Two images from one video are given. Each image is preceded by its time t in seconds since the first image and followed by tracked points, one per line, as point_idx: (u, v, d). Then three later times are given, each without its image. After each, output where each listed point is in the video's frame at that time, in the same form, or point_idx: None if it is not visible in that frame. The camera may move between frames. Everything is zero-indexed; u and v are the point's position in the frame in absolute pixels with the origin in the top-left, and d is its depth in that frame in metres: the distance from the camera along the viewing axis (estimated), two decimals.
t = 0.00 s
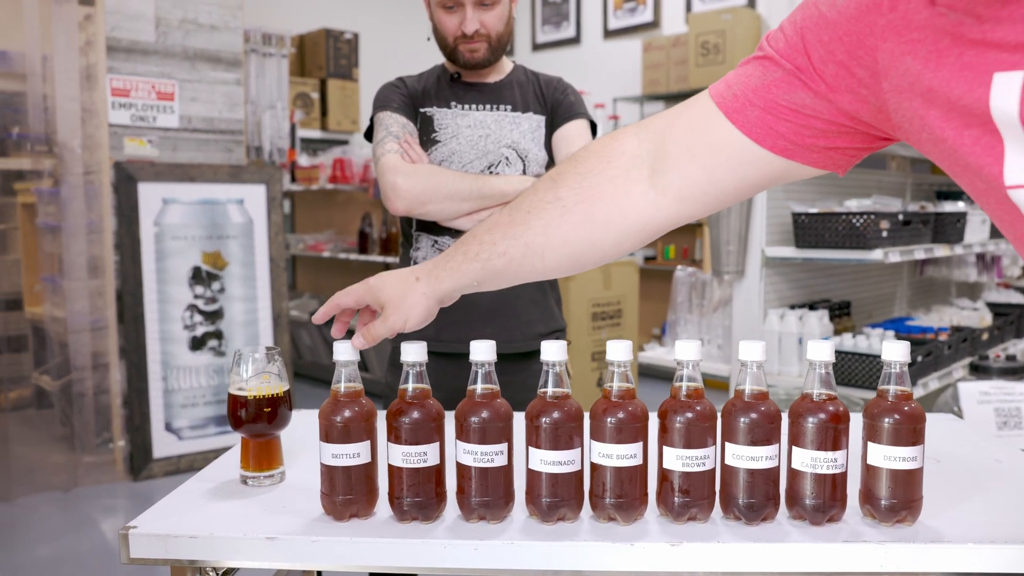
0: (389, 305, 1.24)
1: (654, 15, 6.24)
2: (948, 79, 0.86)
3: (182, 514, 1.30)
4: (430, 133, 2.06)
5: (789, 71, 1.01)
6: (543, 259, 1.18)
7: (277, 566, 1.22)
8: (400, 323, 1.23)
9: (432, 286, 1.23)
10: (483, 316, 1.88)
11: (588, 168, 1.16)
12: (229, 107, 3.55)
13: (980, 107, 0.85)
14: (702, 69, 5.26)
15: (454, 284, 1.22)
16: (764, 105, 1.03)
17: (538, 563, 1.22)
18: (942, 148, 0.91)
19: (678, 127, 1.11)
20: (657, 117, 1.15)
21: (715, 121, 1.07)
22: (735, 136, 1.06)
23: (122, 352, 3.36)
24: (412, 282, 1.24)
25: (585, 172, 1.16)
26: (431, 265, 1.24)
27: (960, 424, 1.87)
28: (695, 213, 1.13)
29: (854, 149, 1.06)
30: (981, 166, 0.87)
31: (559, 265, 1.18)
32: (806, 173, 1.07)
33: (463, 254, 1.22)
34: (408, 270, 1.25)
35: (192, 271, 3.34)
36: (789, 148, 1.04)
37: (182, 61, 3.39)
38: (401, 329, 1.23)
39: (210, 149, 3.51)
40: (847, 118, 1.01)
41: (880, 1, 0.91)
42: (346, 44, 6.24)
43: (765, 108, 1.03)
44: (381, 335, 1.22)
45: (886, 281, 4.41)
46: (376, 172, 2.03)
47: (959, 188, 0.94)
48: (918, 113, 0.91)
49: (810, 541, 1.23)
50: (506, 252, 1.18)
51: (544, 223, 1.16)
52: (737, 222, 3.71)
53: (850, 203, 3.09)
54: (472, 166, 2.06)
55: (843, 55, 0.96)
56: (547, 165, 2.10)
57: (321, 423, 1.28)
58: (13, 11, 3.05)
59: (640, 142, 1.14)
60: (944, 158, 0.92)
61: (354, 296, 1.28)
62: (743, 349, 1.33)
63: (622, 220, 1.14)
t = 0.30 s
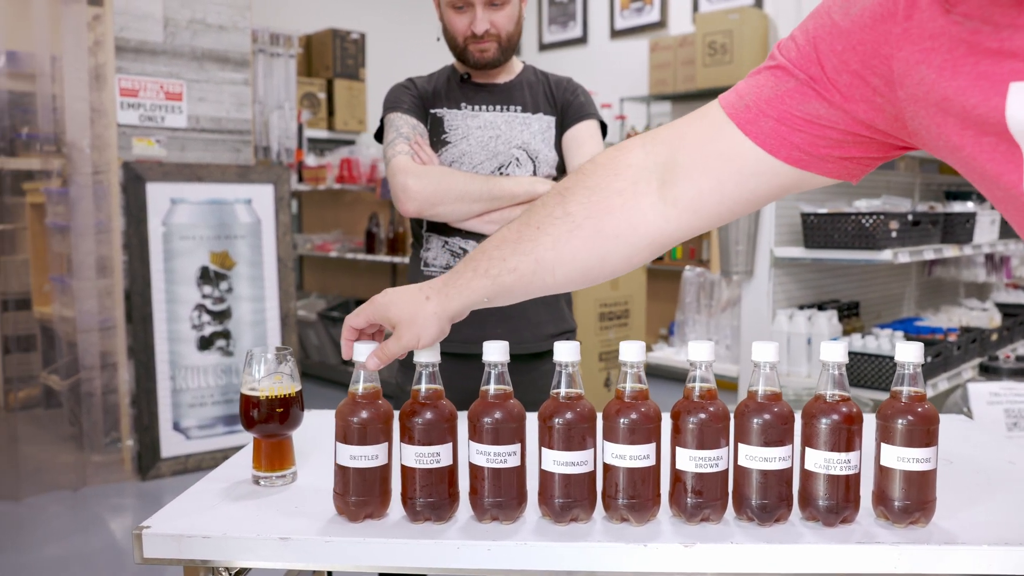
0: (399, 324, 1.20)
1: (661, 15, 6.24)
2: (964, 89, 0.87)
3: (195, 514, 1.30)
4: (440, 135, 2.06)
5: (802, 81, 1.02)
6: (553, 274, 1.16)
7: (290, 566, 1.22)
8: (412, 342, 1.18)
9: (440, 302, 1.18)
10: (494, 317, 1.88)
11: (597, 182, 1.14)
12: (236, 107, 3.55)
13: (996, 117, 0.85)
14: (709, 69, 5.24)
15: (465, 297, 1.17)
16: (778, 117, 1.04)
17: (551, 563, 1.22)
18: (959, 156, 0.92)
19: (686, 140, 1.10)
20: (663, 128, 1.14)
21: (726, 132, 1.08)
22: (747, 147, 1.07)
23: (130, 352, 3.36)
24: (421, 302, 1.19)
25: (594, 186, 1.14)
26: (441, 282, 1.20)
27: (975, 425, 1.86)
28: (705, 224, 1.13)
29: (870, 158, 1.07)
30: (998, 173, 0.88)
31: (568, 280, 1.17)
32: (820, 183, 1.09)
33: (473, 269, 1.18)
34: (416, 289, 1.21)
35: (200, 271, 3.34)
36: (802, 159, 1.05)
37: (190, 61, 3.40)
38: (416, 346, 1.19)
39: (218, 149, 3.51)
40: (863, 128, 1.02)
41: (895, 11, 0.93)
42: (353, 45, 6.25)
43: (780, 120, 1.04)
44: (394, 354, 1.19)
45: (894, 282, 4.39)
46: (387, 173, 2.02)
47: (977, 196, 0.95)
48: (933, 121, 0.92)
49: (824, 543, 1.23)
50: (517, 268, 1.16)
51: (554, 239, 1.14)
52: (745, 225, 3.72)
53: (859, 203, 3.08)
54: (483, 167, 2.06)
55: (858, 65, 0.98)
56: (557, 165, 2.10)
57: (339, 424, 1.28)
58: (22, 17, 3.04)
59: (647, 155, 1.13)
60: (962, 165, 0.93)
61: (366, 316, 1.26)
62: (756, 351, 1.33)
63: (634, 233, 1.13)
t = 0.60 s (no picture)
0: (419, 267, 1.28)
1: (667, 14, 6.23)
2: (985, 77, 0.86)
3: (208, 514, 1.31)
4: (449, 136, 2.06)
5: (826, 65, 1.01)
6: (586, 238, 1.18)
7: (302, 567, 1.22)
8: (423, 287, 1.27)
9: (462, 258, 1.25)
10: (504, 319, 1.88)
11: (639, 152, 1.15)
12: (244, 108, 3.53)
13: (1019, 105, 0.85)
14: (716, 69, 5.24)
15: (482, 260, 1.24)
16: (806, 99, 1.04)
17: (562, 566, 1.22)
18: (977, 145, 0.91)
19: (729, 117, 1.11)
20: (709, 104, 1.14)
21: (760, 112, 1.08)
22: (776, 129, 1.07)
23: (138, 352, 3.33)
24: (445, 249, 1.26)
25: (636, 155, 1.15)
26: (467, 235, 1.25)
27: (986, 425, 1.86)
28: (743, 202, 1.13)
29: (895, 144, 1.06)
30: (1015, 164, 0.88)
31: (601, 246, 1.19)
32: (847, 169, 1.08)
33: (504, 224, 1.22)
34: (444, 236, 1.27)
35: (208, 272, 3.34)
36: (830, 143, 1.05)
37: (198, 62, 3.36)
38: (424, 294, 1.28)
39: (225, 150, 3.49)
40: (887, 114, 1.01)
41: None
42: (359, 45, 6.25)
43: (807, 102, 1.04)
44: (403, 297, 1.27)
45: (902, 282, 4.39)
46: (397, 175, 2.01)
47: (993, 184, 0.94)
48: (953, 109, 0.91)
49: (834, 544, 1.23)
50: (551, 229, 1.18)
51: (591, 204, 1.16)
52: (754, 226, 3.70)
53: (867, 205, 3.08)
54: (492, 169, 2.05)
55: (880, 49, 0.96)
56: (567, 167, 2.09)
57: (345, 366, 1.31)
58: (31, 13, 3.11)
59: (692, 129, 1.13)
60: (980, 153, 0.92)
61: (389, 250, 1.32)
62: (766, 352, 1.33)
63: (671, 206, 1.14)
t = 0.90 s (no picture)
0: (423, 138, 1.26)
1: (673, 14, 6.23)
2: (996, 58, 0.87)
3: (212, 514, 1.31)
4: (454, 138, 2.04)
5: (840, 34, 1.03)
6: (600, 160, 1.23)
7: (307, 567, 1.23)
8: (421, 159, 1.25)
9: (469, 141, 1.25)
10: (508, 320, 1.88)
11: (667, 93, 1.21)
12: (250, 109, 3.57)
13: None
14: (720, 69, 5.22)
15: (488, 153, 1.25)
16: (818, 67, 1.06)
17: (565, 568, 1.22)
18: (982, 128, 0.91)
19: (751, 78, 1.14)
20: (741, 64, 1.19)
21: (776, 79, 1.11)
22: (790, 97, 1.10)
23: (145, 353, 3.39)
24: (455, 129, 1.26)
25: (664, 95, 1.21)
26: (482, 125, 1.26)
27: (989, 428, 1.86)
28: (749, 162, 1.19)
29: (905, 118, 1.07)
30: (1017, 148, 0.87)
31: (610, 171, 1.25)
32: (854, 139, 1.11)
33: (521, 125, 1.26)
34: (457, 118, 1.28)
35: (214, 272, 3.35)
36: (838, 113, 1.07)
37: (204, 63, 3.41)
38: (419, 166, 1.25)
39: (231, 150, 3.53)
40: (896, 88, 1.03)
41: None
42: (365, 45, 6.27)
43: (819, 71, 1.06)
44: (396, 165, 1.24)
45: (908, 283, 4.37)
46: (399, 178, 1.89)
47: (997, 170, 0.94)
48: (960, 89, 0.91)
49: (836, 547, 1.23)
50: (570, 145, 1.23)
51: (612, 129, 1.22)
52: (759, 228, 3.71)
53: (872, 206, 3.07)
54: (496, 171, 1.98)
55: (893, 23, 0.97)
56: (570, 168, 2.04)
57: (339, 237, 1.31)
58: (39, 17, 3.05)
59: (719, 85, 1.18)
60: (984, 137, 0.92)
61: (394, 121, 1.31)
62: (770, 355, 1.32)
63: (685, 150, 1.20)
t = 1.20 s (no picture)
0: (434, 81, 1.22)
1: (678, 15, 6.21)
2: (997, 67, 0.84)
3: (214, 523, 1.33)
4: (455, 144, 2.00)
5: (843, 38, 1.01)
6: (605, 139, 1.22)
7: None
8: (430, 100, 1.21)
9: (478, 93, 1.22)
10: (509, 326, 1.88)
11: (679, 82, 1.22)
12: (255, 112, 3.56)
13: None
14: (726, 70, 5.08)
15: (495, 110, 1.23)
16: (821, 68, 1.05)
17: None
18: (981, 137, 0.88)
19: (756, 79, 1.14)
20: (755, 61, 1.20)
21: (781, 78, 1.11)
22: (794, 99, 1.10)
23: (150, 355, 3.38)
24: (465, 79, 1.23)
25: (676, 83, 1.22)
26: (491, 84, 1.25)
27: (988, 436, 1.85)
28: (751, 158, 1.19)
29: (907, 124, 1.06)
30: (1017, 160, 0.85)
31: (613, 152, 1.23)
32: (855, 143, 1.09)
33: (533, 90, 1.25)
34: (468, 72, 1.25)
35: (219, 274, 3.37)
36: (839, 115, 1.06)
37: (209, 66, 3.40)
38: (426, 106, 1.22)
39: (236, 153, 3.53)
40: (897, 93, 1.01)
41: None
42: (370, 47, 6.27)
43: (822, 71, 1.05)
44: (406, 103, 1.20)
45: (912, 286, 4.36)
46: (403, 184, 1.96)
47: (997, 180, 0.91)
48: (960, 97, 0.89)
49: (832, 557, 1.24)
50: (579, 117, 1.22)
51: (621, 109, 1.21)
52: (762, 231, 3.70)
53: (874, 210, 3.06)
54: (497, 178, 1.99)
55: (895, 30, 0.95)
56: (571, 176, 2.04)
57: (347, 174, 1.22)
58: (45, 18, 3.08)
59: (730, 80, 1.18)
60: (983, 147, 0.90)
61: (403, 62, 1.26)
62: (766, 364, 1.33)
63: (690, 139, 1.20)
